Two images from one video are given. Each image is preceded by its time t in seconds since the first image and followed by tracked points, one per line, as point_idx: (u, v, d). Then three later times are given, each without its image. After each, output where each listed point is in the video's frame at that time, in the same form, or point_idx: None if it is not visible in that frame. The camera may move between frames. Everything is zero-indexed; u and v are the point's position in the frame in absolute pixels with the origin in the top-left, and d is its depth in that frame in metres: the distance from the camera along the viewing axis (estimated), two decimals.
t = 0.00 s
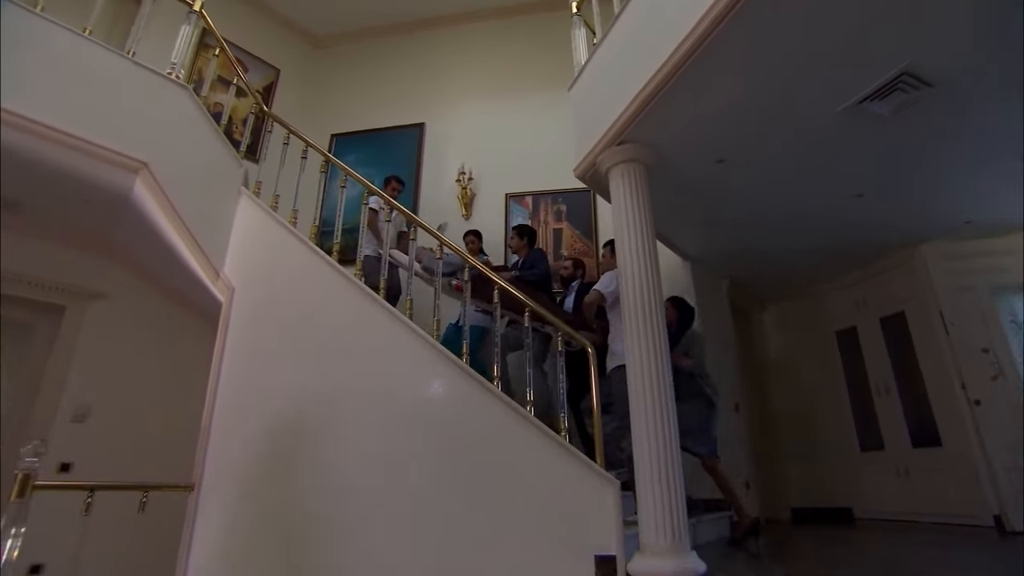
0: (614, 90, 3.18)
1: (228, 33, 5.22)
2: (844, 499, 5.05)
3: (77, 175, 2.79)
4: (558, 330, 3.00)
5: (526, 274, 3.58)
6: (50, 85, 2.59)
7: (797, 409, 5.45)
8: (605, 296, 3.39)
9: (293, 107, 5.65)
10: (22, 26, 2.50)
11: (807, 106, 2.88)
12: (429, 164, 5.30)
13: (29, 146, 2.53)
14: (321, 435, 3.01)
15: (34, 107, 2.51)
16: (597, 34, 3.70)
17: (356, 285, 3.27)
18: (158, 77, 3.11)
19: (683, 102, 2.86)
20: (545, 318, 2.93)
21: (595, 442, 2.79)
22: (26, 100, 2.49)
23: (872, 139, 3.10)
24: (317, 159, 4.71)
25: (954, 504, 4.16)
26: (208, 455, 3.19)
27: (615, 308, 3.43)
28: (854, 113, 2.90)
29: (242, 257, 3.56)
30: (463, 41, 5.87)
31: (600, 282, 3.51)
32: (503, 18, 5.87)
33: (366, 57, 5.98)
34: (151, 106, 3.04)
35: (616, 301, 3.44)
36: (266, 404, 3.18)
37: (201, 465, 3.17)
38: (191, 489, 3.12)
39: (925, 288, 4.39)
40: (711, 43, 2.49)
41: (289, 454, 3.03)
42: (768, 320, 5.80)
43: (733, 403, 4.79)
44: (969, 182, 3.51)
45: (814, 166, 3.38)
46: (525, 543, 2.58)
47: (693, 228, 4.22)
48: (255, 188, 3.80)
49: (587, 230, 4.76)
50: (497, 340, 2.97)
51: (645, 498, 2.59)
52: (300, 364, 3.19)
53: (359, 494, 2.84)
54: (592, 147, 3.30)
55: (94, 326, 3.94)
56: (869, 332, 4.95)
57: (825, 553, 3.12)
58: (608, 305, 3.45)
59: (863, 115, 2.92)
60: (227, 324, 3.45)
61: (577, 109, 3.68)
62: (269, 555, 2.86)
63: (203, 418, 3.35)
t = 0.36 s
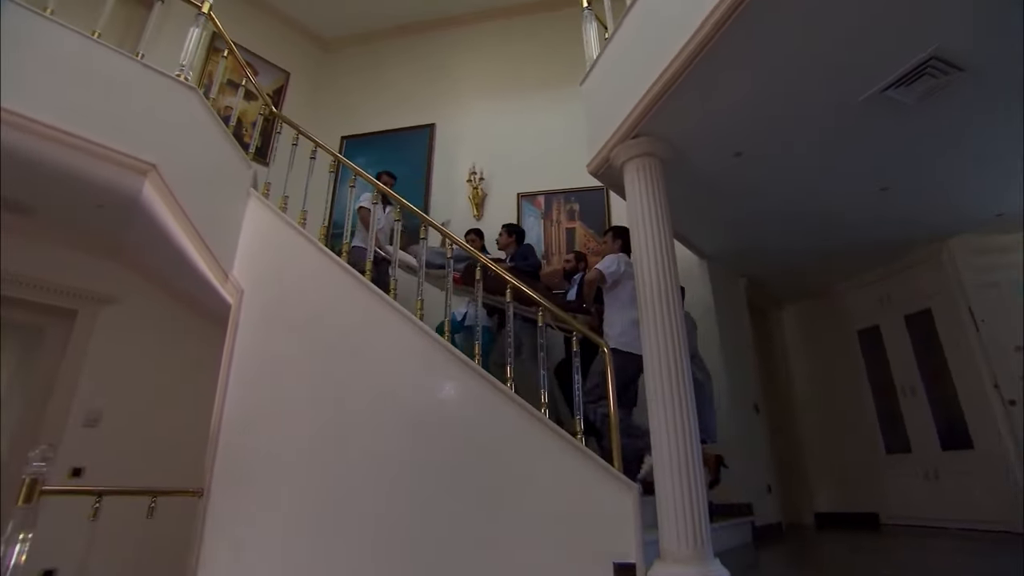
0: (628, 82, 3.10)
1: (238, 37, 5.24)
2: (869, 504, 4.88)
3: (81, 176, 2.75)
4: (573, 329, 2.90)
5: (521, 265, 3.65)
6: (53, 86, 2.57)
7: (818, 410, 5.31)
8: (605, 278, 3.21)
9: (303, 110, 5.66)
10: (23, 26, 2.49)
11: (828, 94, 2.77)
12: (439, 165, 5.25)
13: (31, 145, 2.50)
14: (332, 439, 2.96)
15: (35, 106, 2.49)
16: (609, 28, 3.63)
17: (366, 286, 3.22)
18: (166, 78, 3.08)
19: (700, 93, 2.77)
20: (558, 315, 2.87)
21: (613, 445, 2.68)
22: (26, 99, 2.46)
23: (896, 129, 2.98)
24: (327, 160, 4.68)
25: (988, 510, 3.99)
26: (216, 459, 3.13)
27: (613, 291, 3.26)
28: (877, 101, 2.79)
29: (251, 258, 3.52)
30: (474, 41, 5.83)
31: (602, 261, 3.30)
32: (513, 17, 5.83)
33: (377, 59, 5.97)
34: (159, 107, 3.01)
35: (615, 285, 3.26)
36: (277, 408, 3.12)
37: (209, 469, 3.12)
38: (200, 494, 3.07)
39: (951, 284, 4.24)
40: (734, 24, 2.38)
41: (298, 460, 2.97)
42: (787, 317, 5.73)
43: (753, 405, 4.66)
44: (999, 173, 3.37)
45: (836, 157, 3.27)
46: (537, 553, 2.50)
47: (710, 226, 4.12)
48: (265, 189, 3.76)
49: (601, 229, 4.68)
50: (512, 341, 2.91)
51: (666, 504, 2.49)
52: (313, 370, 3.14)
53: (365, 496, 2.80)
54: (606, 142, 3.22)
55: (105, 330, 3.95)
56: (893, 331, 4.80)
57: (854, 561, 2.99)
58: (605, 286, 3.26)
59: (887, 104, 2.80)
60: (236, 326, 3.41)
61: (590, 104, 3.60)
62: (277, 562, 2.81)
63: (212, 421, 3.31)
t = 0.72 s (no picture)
0: (638, 75, 3.03)
1: (246, 41, 5.25)
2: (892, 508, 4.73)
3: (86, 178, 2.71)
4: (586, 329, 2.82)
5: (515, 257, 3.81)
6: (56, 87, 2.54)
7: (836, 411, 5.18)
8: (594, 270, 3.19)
9: (311, 113, 5.66)
10: (27, 26, 2.47)
11: (847, 83, 2.68)
12: (448, 166, 5.21)
13: (34, 147, 2.47)
14: (339, 443, 2.90)
15: (39, 107, 2.46)
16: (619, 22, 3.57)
17: (373, 286, 3.17)
18: (170, 80, 3.05)
19: (713, 85, 2.70)
20: (569, 314, 2.76)
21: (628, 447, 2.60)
22: (30, 99, 2.43)
23: (918, 118, 2.88)
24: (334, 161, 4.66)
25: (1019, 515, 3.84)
26: (222, 463, 3.09)
27: (604, 282, 3.23)
28: (899, 90, 2.70)
29: (258, 261, 3.50)
30: (482, 41, 5.80)
31: (594, 252, 3.28)
32: (521, 16, 5.79)
33: (385, 61, 5.97)
34: (164, 109, 2.99)
35: (606, 276, 3.23)
36: (284, 410, 3.07)
37: (215, 474, 3.07)
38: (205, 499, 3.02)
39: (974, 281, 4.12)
40: (750, 12, 2.30)
41: (305, 463, 2.92)
42: (804, 317, 5.62)
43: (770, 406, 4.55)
44: None
45: (855, 149, 3.16)
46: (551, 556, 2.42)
47: (724, 223, 4.02)
48: (271, 190, 3.75)
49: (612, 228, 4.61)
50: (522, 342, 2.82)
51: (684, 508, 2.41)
52: (320, 372, 3.09)
53: (373, 501, 2.73)
54: (616, 137, 3.15)
55: (114, 334, 3.94)
56: (913, 329, 4.67)
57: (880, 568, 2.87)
58: (596, 277, 3.25)
59: (910, 92, 2.71)
60: (242, 329, 3.37)
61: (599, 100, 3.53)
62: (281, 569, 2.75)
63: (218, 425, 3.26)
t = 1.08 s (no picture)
0: (649, 69, 2.96)
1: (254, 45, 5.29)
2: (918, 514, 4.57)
3: (92, 181, 2.65)
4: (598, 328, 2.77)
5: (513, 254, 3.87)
6: (59, 88, 2.51)
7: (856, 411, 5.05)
8: (584, 259, 3.22)
9: (319, 117, 5.68)
10: (28, 28, 2.44)
11: (867, 72, 2.59)
12: (457, 167, 5.18)
13: (37, 149, 2.40)
14: (347, 447, 2.85)
15: (42, 108, 2.42)
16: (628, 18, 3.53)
17: (380, 288, 3.12)
18: (173, 82, 3.04)
19: (726, 79, 2.64)
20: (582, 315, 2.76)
21: (642, 449, 2.53)
22: (32, 101, 2.40)
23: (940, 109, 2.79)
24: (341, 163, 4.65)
25: None
26: (229, 468, 3.05)
27: (596, 270, 3.25)
28: (920, 80, 2.61)
29: (264, 264, 3.47)
30: (489, 43, 5.80)
31: (584, 241, 3.31)
32: (529, 17, 5.79)
33: (393, 64, 6.00)
34: (167, 110, 2.97)
35: (597, 263, 3.26)
36: (291, 413, 3.03)
37: (222, 479, 3.02)
38: (211, 505, 2.98)
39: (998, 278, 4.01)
40: None
41: (312, 467, 2.87)
42: (820, 318, 5.43)
43: (786, 408, 4.45)
44: None
45: (873, 142, 3.07)
46: (564, 563, 2.34)
47: (737, 220, 3.94)
48: (278, 192, 3.75)
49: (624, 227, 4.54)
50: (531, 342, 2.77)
51: (703, 518, 2.31)
52: (328, 374, 3.05)
53: (382, 506, 2.67)
54: (627, 133, 3.09)
55: (125, 338, 3.93)
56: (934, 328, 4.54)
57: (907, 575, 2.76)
58: (587, 266, 3.27)
59: (932, 81, 2.62)
60: (248, 333, 3.35)
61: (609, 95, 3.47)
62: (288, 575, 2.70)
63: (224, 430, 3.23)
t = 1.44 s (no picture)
0: (659, 68, 2.91)
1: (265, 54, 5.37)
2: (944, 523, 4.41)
3: (103, 189, 2.67)
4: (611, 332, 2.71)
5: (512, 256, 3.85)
6: (64, 95, 2.51)
7: (876, 417, 4.91)
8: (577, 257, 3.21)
9: (327, 124, 5.71)
10: (32, 34, 2.44)
11: (885, 64, 2.51)
12: (465, 171, 5.17)
13: (39, 154, 2.40)
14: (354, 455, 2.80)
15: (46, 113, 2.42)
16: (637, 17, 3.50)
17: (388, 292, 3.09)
18: (181, 88, 3.03)
19: (738, 75, 2.58)
20: (593, 318, 2.71)
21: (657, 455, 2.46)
22: (37, 104, 2.39)
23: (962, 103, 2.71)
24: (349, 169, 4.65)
25: None
26: (236, 476, 3.00)
27: (589, 266, 3.25)
28: (940, 72, 2.53)
29: (271, 270, 3.45)
30: (498, 48, 5.81)
31: (574, 240, 3.30)
32: (537, 22, 5.80)
33: (402, 70, 6.04)
34: (174, 116, 2.96)
35: (590, 260, 3.26)
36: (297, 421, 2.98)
37: (229, 487, 2.97)
38: (218, 514, 2.92)
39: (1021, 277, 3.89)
40: None
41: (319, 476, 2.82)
42: (836, 320, 5.37)
43: (803, 413, 4.35)
44: None
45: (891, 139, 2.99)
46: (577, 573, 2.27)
47: (752, 222, 3.86)
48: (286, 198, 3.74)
49: (635, 230, 4.49)
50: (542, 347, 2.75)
51: (722, 526, 2.23)
52: (335, 380, 3.01)
53: (388, 512, 2.63)
54: (638, 132, 3.03)
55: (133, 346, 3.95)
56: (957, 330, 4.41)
57: None
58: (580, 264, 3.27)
59: (953, 73, 2.54)
60: (255, 339, 3.31)
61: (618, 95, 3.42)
62: None
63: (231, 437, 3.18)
